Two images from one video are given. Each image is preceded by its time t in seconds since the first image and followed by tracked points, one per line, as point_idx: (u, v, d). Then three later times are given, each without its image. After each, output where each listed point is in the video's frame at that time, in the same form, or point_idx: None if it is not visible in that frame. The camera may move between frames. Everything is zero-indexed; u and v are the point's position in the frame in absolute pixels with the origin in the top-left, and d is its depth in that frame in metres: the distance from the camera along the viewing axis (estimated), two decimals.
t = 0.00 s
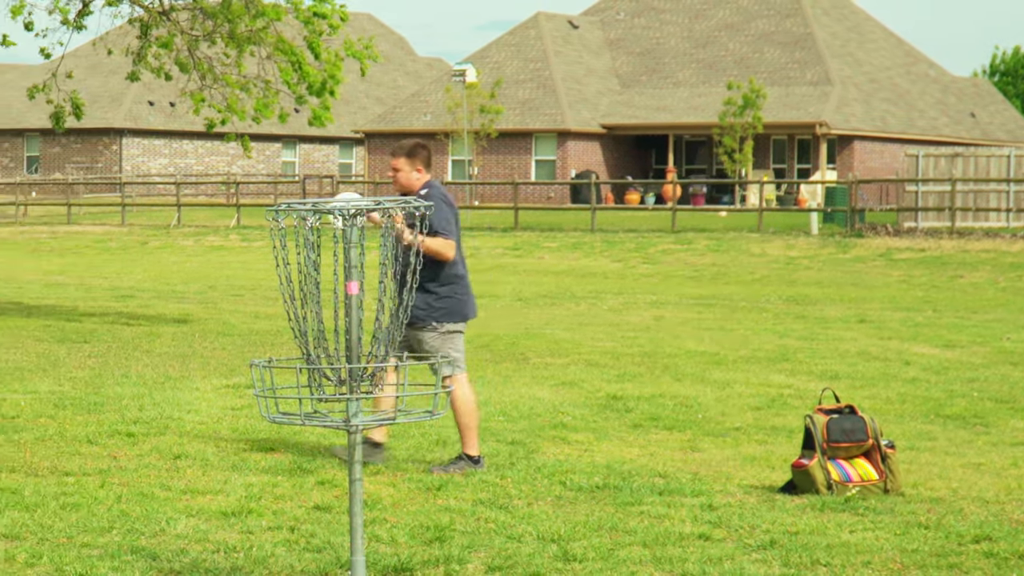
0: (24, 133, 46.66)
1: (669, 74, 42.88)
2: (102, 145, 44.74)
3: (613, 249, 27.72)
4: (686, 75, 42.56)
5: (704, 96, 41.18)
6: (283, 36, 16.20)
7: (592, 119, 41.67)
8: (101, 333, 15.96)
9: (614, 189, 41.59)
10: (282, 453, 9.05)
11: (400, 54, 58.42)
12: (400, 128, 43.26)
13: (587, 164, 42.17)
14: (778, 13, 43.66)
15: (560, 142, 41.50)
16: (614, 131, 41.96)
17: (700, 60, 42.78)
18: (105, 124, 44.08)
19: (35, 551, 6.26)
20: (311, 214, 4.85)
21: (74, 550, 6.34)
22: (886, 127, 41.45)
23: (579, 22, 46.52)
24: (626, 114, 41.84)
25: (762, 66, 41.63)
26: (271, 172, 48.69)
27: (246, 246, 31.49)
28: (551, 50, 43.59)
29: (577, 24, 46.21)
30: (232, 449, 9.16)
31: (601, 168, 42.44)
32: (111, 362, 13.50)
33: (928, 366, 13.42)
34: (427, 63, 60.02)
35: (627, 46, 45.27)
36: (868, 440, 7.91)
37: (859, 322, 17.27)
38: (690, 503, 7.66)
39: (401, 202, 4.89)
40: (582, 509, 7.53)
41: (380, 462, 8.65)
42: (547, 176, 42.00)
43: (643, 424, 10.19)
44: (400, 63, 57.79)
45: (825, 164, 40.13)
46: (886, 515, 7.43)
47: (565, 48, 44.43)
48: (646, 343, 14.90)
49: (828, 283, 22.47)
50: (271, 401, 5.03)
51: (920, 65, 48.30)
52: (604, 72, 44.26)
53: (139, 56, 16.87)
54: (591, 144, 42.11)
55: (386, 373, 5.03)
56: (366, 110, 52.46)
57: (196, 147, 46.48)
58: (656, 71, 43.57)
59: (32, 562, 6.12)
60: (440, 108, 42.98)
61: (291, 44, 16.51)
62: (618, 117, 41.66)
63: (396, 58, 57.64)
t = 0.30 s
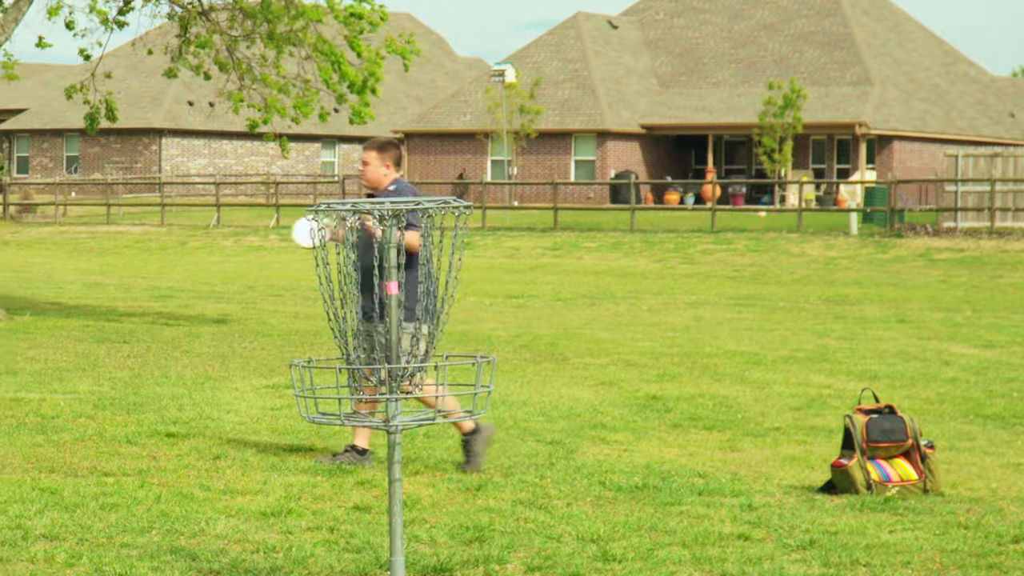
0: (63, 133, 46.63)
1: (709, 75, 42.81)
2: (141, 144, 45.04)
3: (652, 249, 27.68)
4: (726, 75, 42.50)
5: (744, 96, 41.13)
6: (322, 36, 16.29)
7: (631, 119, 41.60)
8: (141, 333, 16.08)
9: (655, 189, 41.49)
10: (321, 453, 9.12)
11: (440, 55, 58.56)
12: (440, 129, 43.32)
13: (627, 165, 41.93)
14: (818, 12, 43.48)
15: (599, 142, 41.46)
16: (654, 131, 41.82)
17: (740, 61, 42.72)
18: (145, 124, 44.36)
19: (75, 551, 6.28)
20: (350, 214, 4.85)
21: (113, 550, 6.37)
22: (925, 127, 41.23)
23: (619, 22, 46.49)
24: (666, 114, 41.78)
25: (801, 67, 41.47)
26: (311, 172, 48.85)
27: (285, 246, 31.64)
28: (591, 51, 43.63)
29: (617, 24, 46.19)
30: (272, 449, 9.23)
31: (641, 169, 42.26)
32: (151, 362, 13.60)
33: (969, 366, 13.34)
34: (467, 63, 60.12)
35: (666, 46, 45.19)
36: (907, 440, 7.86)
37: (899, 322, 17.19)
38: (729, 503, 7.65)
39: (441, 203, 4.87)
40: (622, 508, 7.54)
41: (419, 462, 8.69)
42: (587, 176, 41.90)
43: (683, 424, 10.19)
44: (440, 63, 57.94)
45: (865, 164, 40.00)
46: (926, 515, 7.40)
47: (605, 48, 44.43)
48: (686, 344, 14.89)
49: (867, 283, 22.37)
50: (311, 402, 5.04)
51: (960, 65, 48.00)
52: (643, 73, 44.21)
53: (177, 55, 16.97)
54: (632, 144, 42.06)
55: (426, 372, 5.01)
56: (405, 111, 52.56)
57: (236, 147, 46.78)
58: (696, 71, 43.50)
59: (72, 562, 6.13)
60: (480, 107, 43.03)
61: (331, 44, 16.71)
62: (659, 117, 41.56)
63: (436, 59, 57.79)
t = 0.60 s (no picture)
0: (103, 133, 46.85)
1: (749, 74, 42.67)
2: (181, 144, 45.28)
3: (693, 249, 27.59)
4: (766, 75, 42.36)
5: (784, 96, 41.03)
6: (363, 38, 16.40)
7: (671, 119, 41.53)
8: (181, 333, 16.15)
9: (695, 189, 41.44)
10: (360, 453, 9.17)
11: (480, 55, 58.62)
12: (480, 129, 43.34)
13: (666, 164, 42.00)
14: (858, 12, 43.30)
15: (639, 142, 41.40)
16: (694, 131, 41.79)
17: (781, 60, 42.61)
18: (185, 124, 44.60)
19: (114, 551, 6.30)
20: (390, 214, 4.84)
21: (153, 550, 6.39)
22: (965, 127, 40.98)
23: (659, 22, 46.40)
24: (706, 114, 41.70)
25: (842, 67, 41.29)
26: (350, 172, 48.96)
27: (325, 246, 31.73)
28: (631, 51, 43.60)
29: (657, 24, 46.12)
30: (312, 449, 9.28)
31: (681, 168, 42.29)
32: (191, 363, 13.66)
33: (1009, 366, 13.24)
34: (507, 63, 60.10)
35: (707, 46, 45.08)
36: (947, 440, 7.84)
37: (939, 322, 17.06)
38: (769, 503, 7.64)
39: (480, 203, 4.83)
40: (663, 508, 7.55)
41: (458, 462, 8.71)
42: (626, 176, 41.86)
43: (723, 423, 10.16)
44: (480, 64, 57.98)
45: (904, 164, 39.81)
46: (966, 515, 7.37)
47: (645, 48, 44.38)
48: (726, 344, 14.84)
49: (908, 283, 22.22)
50: (351, 401, 5.04)
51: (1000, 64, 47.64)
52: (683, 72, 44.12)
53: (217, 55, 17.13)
54: (671, 144, 41.99)
55: (466, 373, 5.00)
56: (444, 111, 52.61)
57: (276, 147, 47.01)
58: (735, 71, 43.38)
59: (111, 562, 6.15)
60: (520, 107, 43.02)
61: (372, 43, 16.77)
62: (699, 117, 41.47)
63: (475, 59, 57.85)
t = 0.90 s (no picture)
0: (144, 133, 47.13)
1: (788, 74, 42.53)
2: (221, 145, 45.55)
3: (733, 249, 27.53)
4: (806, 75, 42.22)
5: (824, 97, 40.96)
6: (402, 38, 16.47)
7: (711, 120, 41.46)
8: (221, 333, 16.27)
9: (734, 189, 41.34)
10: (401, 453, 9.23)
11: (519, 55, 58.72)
12: (520, 128, 43.37)
13: (706, 164, 41.95)
14: (898, 12, 43.11)
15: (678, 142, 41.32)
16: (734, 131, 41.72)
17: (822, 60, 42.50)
18: (225, 124, 44.88)
19: (154, 551, 6.33)
20: (430, 214, 4.84)
21: (194, 550, 6.42)
22: (1005, 127, 40.77)
23: (699, 22, 46.28)
24: (746, 114, 41.60)
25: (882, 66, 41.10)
26: (390, 172, 49.10)
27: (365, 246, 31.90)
28: (671, 51, 43.53)
29: (697, 24, 46.01)
30: (352, 448, 9.34)
31: (721, 168, 42.26)
32: (232, 363, 13.77)
33: None
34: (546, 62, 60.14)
35: (746, 46, 44.94)
36: (987, 440, 7.81)
37: (980, 322, 16.98)
38: (809, 503, 7.63)
39: (520, 204, 4.84)
40: (703, 508, 7.55)
41: (498, 462, 8.74)
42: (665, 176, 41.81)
43: (763, 423, 10.16)
44: (520, 64, 58.07)
45: (944, 164, 39.63)
46: (1006, 515, 7.34)
47: (685, 48, 44.31)
48: (766, 344, 14.82)
49: (948, 283, 22.11)
50: (391, 401, 5.05)
51: None
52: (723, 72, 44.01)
53: (257, 55, 17.29)
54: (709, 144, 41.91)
55: (506, 373, 5.02)
56: (483, 111, 52.72)
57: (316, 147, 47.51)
58: (774, 71, 43.25)
59: (152, 562, 6.18)
60: (559, 107, 43.00)
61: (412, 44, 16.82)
62: (739, 117, 41.40)
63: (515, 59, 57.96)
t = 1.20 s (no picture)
0: (184, 133, 47.35)
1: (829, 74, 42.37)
2: (261, 144, 45.80)
3: (774, 249, 27.44)
4: (846, 75, 42.05)
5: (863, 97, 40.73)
6: (441, 39, 16.54)
7: (751, 120, 41.33)
8: (262, 333, 16.39)
9: (775, 190, 41.21)
10: (441, 453, 9.29)
11: (560, 56, 58.79)
12: (560, 128, 43.36)
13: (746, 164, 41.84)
14: (939, 12, 42.90)
15: (719, 142, 41.22)
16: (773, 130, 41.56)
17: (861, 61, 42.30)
18: (266, 124, 45.13)
19: (195, 551, 6.39)
20: (470, 215, 4.88)
21: (235, 550, 6.48)
22: None
23: (739, 22, 46.14)
24: (786, 114, 41.44)
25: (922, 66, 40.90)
26: (431, 172, 49.23)
27: (406, 247, 32.03)
28: (711, 50, 43.43)
29: (737, 24, 45.87)
30: (392, 448, 9.41)
31: (761, 168, 42.11)
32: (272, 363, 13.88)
33: None
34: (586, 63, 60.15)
35: (787, 46, 44.78)
36: None
37: (1021, 322, 16.86)
38: (849, 503, 7.63)
39: (560, 203, 4.88)
40: (743, 508, 7.57)
41: (538, 462, 8.78)
42: (705, 176, 41.72)
43: (803, 423, 10.15)
44: (560, 64, 58.11)
45: (985, 164, 39.40)
46: None
47: (725, 48, 44.19)
48: (807, 344, 14.79)
49: (989, 283, 21.97)
50: (431, 401, 5.08)
51: None
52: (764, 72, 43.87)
53: (297, 55, 17.41)
54: (750, 144, 41.79)
55: (546, 374, 5.05)
56: (523, 111, 52.77)
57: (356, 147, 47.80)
58: (815, 71, 43.08)
59: (192, 562, 6.24)
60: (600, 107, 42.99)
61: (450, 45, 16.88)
62: (779, 117, 41.22)
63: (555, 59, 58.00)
